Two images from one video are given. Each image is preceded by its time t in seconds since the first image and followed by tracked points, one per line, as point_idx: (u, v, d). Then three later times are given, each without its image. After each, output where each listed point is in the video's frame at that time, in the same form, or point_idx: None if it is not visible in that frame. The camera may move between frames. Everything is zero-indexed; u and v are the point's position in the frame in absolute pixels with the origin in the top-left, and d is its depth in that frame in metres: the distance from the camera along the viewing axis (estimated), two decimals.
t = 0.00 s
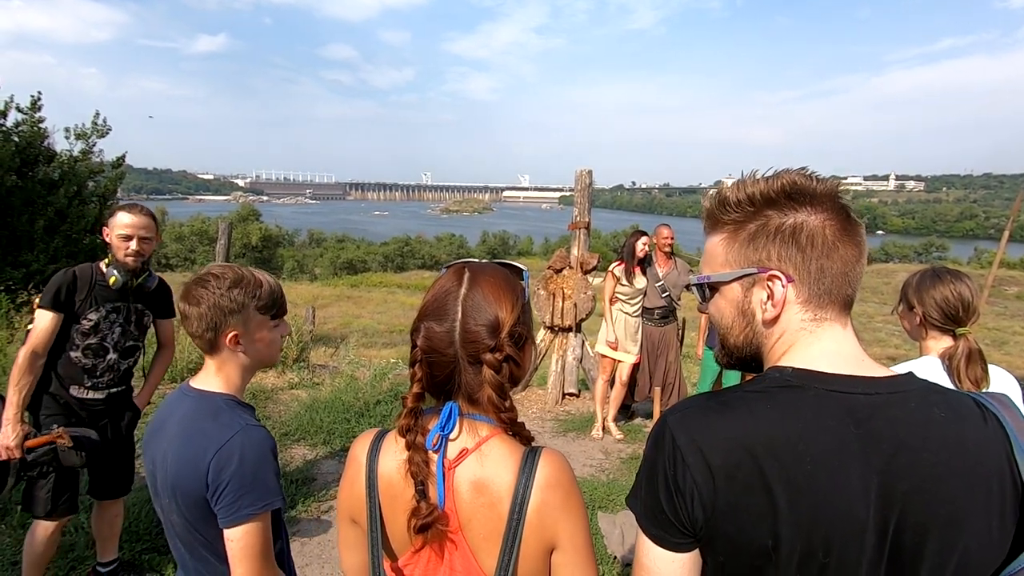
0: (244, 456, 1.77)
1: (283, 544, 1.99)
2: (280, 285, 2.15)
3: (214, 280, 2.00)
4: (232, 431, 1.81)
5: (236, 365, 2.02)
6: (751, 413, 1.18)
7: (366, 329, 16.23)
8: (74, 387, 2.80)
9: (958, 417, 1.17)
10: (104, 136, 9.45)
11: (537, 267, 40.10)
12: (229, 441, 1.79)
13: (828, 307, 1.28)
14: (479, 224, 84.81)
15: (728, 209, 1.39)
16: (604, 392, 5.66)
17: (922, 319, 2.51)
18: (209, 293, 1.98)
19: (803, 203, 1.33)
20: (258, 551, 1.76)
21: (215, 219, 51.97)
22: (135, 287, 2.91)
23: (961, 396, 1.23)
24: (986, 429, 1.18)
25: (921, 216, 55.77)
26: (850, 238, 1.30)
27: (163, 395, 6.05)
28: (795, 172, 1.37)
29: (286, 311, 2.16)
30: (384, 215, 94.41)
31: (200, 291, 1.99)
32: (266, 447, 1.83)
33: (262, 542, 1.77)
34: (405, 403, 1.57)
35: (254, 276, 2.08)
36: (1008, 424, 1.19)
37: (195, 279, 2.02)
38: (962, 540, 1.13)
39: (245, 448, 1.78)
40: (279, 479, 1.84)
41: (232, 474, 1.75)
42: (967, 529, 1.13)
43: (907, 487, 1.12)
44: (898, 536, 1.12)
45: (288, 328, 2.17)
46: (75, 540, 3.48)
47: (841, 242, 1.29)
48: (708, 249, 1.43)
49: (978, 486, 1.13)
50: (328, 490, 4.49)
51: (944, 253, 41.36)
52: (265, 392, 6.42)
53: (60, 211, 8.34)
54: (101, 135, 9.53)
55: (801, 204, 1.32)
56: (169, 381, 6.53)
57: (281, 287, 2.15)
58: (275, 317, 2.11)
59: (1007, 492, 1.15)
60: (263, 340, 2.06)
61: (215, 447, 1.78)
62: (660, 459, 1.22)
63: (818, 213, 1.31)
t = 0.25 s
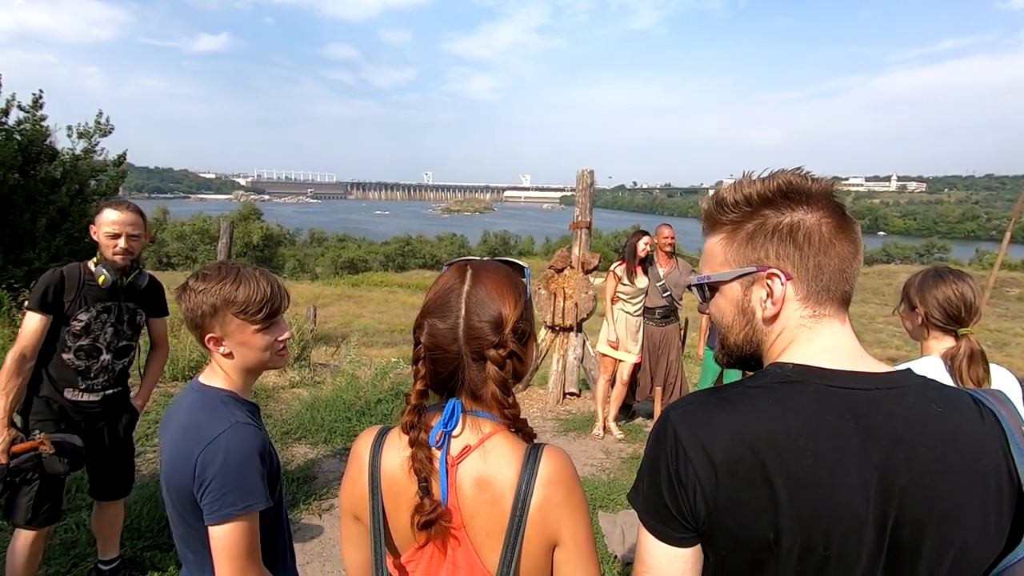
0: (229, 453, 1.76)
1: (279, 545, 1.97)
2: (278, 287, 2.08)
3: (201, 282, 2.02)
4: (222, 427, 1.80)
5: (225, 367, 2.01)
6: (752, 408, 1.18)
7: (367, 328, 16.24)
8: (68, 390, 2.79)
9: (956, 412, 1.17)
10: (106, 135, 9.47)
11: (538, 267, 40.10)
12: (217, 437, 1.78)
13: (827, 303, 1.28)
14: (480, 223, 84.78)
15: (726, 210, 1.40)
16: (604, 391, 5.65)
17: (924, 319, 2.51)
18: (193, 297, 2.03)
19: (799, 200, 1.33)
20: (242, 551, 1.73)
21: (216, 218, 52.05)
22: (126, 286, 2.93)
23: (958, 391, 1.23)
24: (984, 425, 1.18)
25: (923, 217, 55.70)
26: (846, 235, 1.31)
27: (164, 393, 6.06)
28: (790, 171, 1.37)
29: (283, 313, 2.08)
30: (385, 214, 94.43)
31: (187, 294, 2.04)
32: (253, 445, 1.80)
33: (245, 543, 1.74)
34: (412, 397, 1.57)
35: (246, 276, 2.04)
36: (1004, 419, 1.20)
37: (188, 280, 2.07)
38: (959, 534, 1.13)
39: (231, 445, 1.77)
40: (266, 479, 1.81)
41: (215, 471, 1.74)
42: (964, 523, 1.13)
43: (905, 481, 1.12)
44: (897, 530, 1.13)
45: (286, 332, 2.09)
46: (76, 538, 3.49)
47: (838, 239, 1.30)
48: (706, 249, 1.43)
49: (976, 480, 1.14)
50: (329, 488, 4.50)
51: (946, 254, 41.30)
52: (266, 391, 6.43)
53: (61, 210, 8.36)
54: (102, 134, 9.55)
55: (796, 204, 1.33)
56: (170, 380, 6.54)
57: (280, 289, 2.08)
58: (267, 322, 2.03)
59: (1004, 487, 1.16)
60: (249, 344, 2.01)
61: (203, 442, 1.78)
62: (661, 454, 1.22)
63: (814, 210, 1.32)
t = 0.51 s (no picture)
0: (210, 458, 1.77)
1: (266, 554, 1.97)
2: (276, 290, 2.09)
3: (200, 286, 2.04)
4: (206, 432, 1.82)
5: (224, 370, 2.02)
6: (747, 412, 1.19)
7: (367, 328, 16.28)
8: (45, 404, 2.81)
9: (947, 415, 1.19)
10: (107, 135, 9.52)
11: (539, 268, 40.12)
12: (201, 442, 1.80)
13: (815, 308, 1.29)
14: (480, 224, 84.79)
15: (716, 217, 1.42)
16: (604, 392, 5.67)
17: (922, 322, 2.53)
18: (192, 300, 2.05)
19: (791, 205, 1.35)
20: (224, 555, 1.73)
21: (217, 218, 52.13)
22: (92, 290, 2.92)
23: (950, 396, 1.24)
24: (975, 428, 1.19)
25: (924, 219, 55.68)
26: (833, 240, 1.32)
27: (164, 393, 6.08)
28: (778, 178, 1.39)
29: (281, 316, 2.10)
30: (385, 215, 94.48)
31: (186, 297, 2.05)
32: (235, 450, 1.81)
33: (226, 549, 1.74)
34: (451, 410, 1.47)
35: (243, 280, 2.06)
36: (994, 422, 1.21)
37: (188, 284, 2.09)
38: (951, 535, 1.15)
39: (213, 450, 1.78)
40: (246, 486, 1.81)
41: (196, 476, 1.75)
42: (956, 524, 1.15)
43: (897, 483, 1.14)
44: (890, 533, 1.14)
45: (285, 335, 2.11)
46: (77, 537, 3.50)
47: (825, 244, 1.30)
48: (700, 256, 1.45)
49: (967, 481, 1.15)
50: (328, 489, 4.51)
51: (946, 256, 41.27)
52: (266, 391, 6.46)
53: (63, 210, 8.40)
54: (104, 134, 9.60)
55: (783, 209, 1.34)
56: (171, 380, 6.56)
57: (278, 292, 2.09)
58: (266, 325, 2.04)
59: (995, 488, 1.17)
60: (248, 347, 2.03)
61: (189, 446, 1.81)
62: (659, 457, 1.24)
63: (802, 216, 1.33)
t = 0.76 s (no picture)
0: (206, 460, 1.76)
1: (261, 558, 1.96)
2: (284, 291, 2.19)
3: (219, 281, 2.05)
4: (200, 435, 1.81)
5: (236, 365, 2.03)
6: (737, 418, 1.19)
7: (366, 329, 16.27)
8: None
9: (938, 417, 1.18)
10: (106, 135, 9.50)
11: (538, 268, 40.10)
12: (196, 445, 1.79)
13: (796, 317, 1.27)
14: (480, 225, 84.77)
15: (708, 219, 1.42)
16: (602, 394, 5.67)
17: (919, 324, 2.52)
18: (211, 293, 2.03)
19: (777, 210, 1.31)
20: (217, 556, 1.73)
21: (216, 218, 52.09)
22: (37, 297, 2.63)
23: (941, 397, 1.24)
24: (966, 429, 1.19)
25: (923, 219, 55.74)
26: (819, 248, 1.27)
27: (162, 394, 6.06)
28: (771, 182, 1.36)
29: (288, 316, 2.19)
30: (385, 215, 94.44)
31: (202, 291, 2.03)
32: (230, 452, 1.80)
33: (221, 551, 1.73)
34: (460, 410, 1.45)
35: (260, 278, 2.13)
36: (985, 423, 1.21)
37: (198, 279, 2.07)
38: (944, 538, 1.14)
39: (208, 452, 1.77)
40: (242, 488, 1.80)
41: (191, 478, 1.74)
42: (948, 528, 1.14)
43: (889, 486, 1.13)
44: (882, 537, 1.14)
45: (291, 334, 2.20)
46: (73, 539, 3.49)
47: (806, 252, 1.27)
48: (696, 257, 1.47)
49: (958, 483, 1.15)
50: (326, 490, 4.50)
51: (945, 257, 41.33)
52: (264, 392, 6.44)
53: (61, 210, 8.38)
54: (102, 133, 9.58)
55: (769, 214, 1.31)
56: (168, 381, 6.55)
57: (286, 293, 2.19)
58: (280, 321, 2.13)
59: (987, 489, 1.17)
60: (266, 341, 2.08)
61: (184, 449, 1.80)
62: (649, 463, 1.23)
63: (788, 221, 1.29)
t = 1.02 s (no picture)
0: (251, 446, 1.79)
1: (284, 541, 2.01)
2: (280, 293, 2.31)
3: (255, 274, 2.10)
4: (239, 423, 1.83)
5: (268, 355, 2.09)
6: (743, 414, 1.19)
7: (366, 328, 16.27)
8: None
9: (944, 414, 1.19)
10: (105, 134, 9.50)
11: (538, 268, 40.10)
12: (236, 432, 1.81)
13: (801, 315, 1.28)
14: (479, 225, 84.77)
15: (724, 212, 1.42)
16: (595, 392, 5.58)
17: (921, 323, 2.53)
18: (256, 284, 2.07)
19: (789, 208, 1.30)
20: (262, 539, 1.79)
21: (216, 218, 52.09)
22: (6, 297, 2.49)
23: (947, 394, 1.24)
24: (972, 426, 1.20)
25: (922, 220, 55.76)
26: (828, 249, 1.26)
27: (163, 394, 6.06)
28: (787, 179, 1.34)
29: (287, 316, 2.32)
30: (385, 215, 94.43)
31: (246, 281, 2.05)
32: (272, 438, 1.85)
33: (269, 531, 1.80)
34: (469, 409, 1.45)
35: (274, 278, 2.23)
36: (993, 422, 1.21)
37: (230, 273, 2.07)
38: (949, 534, 1.15)
39: (251, 438, 1.80)
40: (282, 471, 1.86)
41: (239, 464, 1.77)
42: (954, 523, 1.15)
43: (895, 483, 1.14)
44: (887, 532, 1.14)
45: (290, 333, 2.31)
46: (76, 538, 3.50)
47: (814, 252, 1.26)
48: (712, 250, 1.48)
49: (964, 479, 1.15)
50: (328, 489, 4.50)
51: (945, 257, 41.37)
52: (265, 392, 6.44)
53: (61, 209, 8.37)
54: (102, 133, 9.57)
55: (779, 212, 1.30)
56: (169, 380, 6.55)
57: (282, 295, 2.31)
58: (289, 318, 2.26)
59: (992, 485, 1.17)
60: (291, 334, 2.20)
61: (224, 436, 1.80)
62: (654, 457, 1.23)
63: (798, 220, 1.28)
